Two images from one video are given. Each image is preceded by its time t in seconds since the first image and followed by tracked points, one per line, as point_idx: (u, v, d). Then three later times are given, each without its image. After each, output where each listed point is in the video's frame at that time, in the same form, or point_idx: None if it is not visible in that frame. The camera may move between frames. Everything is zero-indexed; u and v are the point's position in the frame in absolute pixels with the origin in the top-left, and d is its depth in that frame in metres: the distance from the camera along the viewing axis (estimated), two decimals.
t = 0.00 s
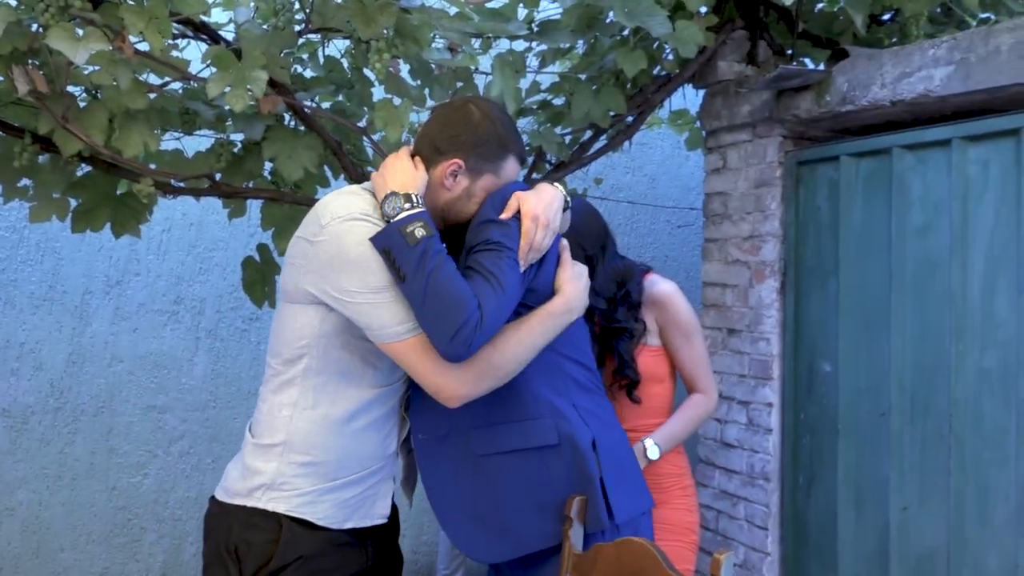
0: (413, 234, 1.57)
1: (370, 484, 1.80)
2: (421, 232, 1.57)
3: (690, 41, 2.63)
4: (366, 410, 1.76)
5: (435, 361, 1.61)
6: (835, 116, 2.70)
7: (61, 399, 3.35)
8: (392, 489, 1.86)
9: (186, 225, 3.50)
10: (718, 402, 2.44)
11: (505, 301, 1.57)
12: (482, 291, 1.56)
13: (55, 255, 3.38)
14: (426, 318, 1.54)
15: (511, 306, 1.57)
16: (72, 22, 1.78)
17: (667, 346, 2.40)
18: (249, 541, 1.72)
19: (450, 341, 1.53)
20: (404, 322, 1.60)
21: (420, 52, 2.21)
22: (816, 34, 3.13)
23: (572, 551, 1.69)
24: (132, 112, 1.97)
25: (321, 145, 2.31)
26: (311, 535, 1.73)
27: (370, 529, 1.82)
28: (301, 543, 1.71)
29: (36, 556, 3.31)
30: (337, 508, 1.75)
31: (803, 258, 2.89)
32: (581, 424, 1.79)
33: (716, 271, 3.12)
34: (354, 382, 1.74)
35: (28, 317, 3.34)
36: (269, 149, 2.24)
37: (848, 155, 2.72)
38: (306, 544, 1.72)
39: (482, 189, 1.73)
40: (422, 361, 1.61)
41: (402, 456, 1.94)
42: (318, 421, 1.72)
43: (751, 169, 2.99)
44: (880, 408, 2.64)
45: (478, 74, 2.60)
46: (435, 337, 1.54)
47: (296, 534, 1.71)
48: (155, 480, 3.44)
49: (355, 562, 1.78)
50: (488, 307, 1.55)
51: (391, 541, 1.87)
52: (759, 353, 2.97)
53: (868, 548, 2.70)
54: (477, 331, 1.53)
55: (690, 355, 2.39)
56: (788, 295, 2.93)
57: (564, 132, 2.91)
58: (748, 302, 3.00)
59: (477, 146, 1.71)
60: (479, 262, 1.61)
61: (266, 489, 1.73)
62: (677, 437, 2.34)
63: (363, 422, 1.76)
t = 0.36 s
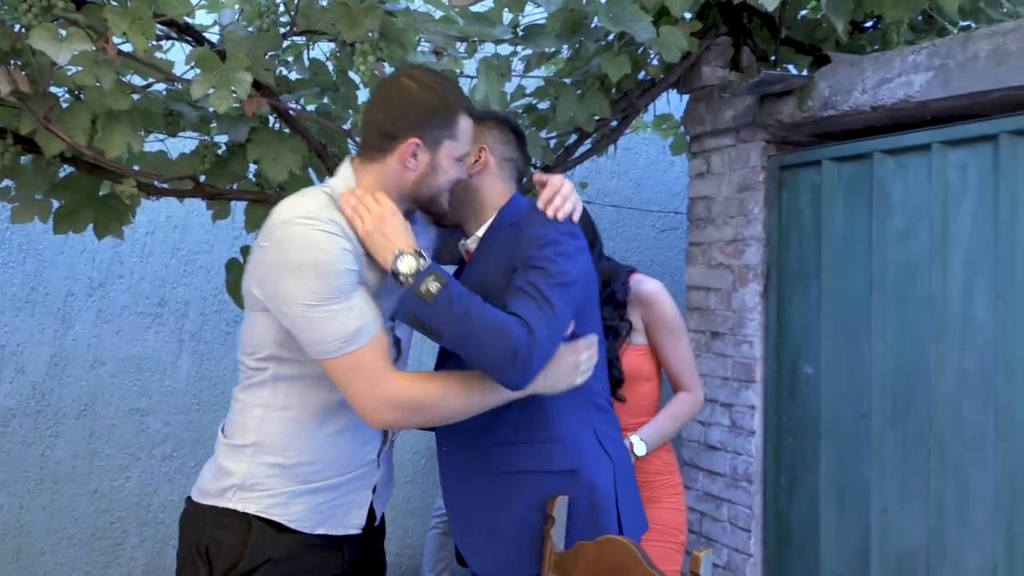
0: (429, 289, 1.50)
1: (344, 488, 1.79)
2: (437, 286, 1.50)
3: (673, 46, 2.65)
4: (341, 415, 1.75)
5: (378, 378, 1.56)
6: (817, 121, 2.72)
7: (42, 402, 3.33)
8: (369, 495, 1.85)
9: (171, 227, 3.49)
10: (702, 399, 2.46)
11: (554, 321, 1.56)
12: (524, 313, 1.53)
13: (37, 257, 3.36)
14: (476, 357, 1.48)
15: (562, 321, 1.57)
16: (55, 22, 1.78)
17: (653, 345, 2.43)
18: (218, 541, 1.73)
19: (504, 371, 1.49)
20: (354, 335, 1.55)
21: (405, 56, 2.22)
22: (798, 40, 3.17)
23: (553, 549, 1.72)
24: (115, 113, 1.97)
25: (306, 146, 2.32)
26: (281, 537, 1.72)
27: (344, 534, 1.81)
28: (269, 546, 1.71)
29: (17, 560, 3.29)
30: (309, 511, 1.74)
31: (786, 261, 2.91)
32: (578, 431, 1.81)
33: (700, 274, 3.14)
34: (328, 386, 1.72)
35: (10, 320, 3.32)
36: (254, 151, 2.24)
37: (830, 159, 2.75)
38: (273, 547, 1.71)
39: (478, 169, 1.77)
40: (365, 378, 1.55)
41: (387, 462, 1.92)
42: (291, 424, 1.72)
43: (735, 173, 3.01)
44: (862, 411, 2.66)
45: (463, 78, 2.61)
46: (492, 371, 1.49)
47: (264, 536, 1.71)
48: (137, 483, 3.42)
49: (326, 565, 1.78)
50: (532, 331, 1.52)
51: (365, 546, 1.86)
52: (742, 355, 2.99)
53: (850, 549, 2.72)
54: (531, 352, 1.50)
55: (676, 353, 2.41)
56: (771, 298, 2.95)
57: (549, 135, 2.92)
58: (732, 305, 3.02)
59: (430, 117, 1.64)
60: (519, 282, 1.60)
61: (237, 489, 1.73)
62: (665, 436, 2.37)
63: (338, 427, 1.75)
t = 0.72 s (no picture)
0: (531, 375, 1.62)
1: (314, 483, 1.73)
2: (537, 369, 1.63)
3: (670, 31, 2.65)
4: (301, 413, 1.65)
5: (212, 387, 1.47)
6: (814, 108, 2.72)
7: (42, 385, 3.35)
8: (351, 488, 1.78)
9: (169, 211, 3.51)
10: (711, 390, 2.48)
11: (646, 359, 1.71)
12: (623, 362, 1.67)
13: (36, 240, 3.37)
14: (592, 418, 1.64)
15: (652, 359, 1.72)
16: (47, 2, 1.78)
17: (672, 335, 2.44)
18: (193, 537, 1.70)
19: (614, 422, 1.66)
20: (189, 332, 1.46)
21: (400, 39, 2.22)
22: (797, 27, 3.15)
23: (545, 529, 1.71)
24: (110, 94, 1.97)
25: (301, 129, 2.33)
26: (253, 533, 1.69)
27: (330, 528, 1.77)
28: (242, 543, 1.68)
29: (18, 541, 3.31)
30: (283, 506, 1.71)
31: (783, 247, 2.91)
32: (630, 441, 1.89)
33: (697, 261, 3.14)
34: (289, 381, 1.63)
35: (9, 303, 3.32)
36: (249, 134, 2.25)
37: (827, 146, 2.74)
38: (246, 543, 1.68)
39: (522, 179, 1.91)
40: (203, 379, 1.47)
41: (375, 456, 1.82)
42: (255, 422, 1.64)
43: (732, 160, 3.00)
44: (858, 398, 2.66)
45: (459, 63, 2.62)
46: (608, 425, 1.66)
47: (236, 531, 1.69)
48: (137, 465, 3.45)
49: (308, 559, 1.75)
50: (626, 376, 1.67)
51: (354, 541, 1.82)
52: (739, 342, 2.99)
53: (845, 535, 2.72)
54: (642, 398, 1.67)
55: (691, 345, 2.44)
56: (768, 285, 2.95)
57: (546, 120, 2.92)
58: (729, 291, 3.01)
59: (360, 74, 1.67)
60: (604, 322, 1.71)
61: (211, 484, 1.70)
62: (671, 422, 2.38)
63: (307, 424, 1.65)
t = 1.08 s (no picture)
0: (615, 411, 1.66)
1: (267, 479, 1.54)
2: (619, 402, 1.66)
3: (690, 26, 2.62)
4: (242, 407, 1.49)
5: (82, 365, 1.36)
6: (838, 102, 2.66)
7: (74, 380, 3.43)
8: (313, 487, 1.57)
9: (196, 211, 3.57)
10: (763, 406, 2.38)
11: (675, 340, 1.79)
12: (669, 355, 1.75)
13: (68, 239, 3.46)
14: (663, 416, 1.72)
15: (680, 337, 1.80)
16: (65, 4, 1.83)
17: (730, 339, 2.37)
18: (149, 528, 1.55)
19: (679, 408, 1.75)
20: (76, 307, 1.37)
21: (414, 36, 2.21)
22: (826, 20, 3.09)
23: (549, 527, 1.72)
24: (128, 95, 2.01)
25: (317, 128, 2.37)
26: (203, 531, 1.53)
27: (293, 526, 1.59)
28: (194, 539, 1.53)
29: (51, 531, 3.39)
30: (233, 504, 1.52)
31: (807, 245, 2.86)
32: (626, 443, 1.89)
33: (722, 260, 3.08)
34: (227, 371, 1.48)
35: (42, 300, 3.41)
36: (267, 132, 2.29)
37: (851, 140, 2.69)
38: (196, 539, 1.52)
39: (510, 178, 1.91)
40: (74, 358, 1.37)
41: (350, 459, 1.63)
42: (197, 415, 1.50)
43: (756, 156, 2.95)
44: (883, 399, 2.61)
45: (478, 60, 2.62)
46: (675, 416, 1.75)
47: (186, 525, 1.53)
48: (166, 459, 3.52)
49: (268, 560, 1.57)
50: (674, 363, 1.75)
51: (328, 543, 1.63)
52: (763, 341, 2.94)
53: (869, 539, 2.67)
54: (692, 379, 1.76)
55: (744, 354, 2.36)
56: (792, 283, 2.90)
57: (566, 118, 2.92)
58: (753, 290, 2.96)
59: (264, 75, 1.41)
60: (636, 318, 1.75)
61: (164, 475, 1.56)
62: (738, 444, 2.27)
63: (250, 419, 1.50)
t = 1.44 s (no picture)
0: (577, 397, 1.84)
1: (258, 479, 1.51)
2: (580, 389, 1.85)
3: (756, 20, 2.56)
4: (230, 404, 1.48)
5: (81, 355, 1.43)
6: (913, 95, 2.56)
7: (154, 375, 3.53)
8: (302, 487, 1.54)
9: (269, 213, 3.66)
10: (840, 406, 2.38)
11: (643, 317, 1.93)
12: (635, 331, 1.90)
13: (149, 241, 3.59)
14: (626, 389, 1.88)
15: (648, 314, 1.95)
16: (138, 13, 1.93)
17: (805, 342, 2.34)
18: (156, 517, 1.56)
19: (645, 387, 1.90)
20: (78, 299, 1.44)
21: (471, 37, 2.25)
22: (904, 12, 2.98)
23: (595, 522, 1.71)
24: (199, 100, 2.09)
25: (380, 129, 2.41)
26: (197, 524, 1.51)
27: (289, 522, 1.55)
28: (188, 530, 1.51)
29: (134, 520, 3.43)
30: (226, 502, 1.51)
31: (880, 243, 2.76)
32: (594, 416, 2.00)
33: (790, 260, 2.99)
34: (214, 369, 1.47)
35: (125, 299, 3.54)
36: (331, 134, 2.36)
37: (927, 134, 2.58)
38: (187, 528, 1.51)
39: (496, 161, 2.10)
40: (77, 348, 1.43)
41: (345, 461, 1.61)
42: (190, 409, 1.49)
43: (827, 152, 2.86)
44: (960, 404, 2.49)
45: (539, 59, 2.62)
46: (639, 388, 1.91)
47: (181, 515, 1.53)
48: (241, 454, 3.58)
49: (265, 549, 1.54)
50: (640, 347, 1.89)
51: (326, 535, 1.59)
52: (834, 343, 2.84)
53: (946, 549, 2.55)
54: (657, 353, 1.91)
55: (819, 354, 2.32)
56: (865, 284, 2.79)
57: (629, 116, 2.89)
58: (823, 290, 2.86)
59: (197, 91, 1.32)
60: (605, 302, 1.89)
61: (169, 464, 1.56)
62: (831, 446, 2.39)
63: (236, 416, 1.49)
